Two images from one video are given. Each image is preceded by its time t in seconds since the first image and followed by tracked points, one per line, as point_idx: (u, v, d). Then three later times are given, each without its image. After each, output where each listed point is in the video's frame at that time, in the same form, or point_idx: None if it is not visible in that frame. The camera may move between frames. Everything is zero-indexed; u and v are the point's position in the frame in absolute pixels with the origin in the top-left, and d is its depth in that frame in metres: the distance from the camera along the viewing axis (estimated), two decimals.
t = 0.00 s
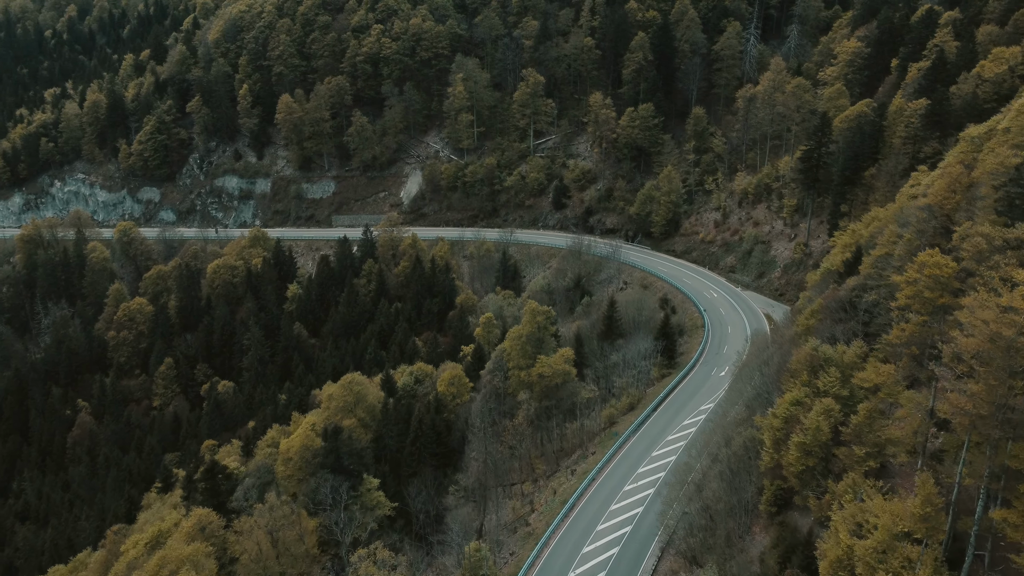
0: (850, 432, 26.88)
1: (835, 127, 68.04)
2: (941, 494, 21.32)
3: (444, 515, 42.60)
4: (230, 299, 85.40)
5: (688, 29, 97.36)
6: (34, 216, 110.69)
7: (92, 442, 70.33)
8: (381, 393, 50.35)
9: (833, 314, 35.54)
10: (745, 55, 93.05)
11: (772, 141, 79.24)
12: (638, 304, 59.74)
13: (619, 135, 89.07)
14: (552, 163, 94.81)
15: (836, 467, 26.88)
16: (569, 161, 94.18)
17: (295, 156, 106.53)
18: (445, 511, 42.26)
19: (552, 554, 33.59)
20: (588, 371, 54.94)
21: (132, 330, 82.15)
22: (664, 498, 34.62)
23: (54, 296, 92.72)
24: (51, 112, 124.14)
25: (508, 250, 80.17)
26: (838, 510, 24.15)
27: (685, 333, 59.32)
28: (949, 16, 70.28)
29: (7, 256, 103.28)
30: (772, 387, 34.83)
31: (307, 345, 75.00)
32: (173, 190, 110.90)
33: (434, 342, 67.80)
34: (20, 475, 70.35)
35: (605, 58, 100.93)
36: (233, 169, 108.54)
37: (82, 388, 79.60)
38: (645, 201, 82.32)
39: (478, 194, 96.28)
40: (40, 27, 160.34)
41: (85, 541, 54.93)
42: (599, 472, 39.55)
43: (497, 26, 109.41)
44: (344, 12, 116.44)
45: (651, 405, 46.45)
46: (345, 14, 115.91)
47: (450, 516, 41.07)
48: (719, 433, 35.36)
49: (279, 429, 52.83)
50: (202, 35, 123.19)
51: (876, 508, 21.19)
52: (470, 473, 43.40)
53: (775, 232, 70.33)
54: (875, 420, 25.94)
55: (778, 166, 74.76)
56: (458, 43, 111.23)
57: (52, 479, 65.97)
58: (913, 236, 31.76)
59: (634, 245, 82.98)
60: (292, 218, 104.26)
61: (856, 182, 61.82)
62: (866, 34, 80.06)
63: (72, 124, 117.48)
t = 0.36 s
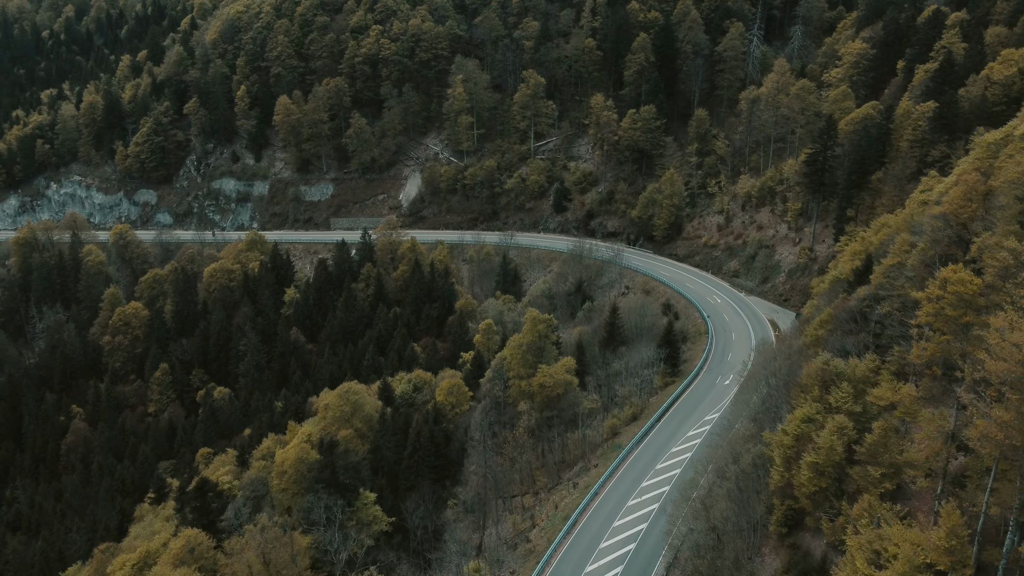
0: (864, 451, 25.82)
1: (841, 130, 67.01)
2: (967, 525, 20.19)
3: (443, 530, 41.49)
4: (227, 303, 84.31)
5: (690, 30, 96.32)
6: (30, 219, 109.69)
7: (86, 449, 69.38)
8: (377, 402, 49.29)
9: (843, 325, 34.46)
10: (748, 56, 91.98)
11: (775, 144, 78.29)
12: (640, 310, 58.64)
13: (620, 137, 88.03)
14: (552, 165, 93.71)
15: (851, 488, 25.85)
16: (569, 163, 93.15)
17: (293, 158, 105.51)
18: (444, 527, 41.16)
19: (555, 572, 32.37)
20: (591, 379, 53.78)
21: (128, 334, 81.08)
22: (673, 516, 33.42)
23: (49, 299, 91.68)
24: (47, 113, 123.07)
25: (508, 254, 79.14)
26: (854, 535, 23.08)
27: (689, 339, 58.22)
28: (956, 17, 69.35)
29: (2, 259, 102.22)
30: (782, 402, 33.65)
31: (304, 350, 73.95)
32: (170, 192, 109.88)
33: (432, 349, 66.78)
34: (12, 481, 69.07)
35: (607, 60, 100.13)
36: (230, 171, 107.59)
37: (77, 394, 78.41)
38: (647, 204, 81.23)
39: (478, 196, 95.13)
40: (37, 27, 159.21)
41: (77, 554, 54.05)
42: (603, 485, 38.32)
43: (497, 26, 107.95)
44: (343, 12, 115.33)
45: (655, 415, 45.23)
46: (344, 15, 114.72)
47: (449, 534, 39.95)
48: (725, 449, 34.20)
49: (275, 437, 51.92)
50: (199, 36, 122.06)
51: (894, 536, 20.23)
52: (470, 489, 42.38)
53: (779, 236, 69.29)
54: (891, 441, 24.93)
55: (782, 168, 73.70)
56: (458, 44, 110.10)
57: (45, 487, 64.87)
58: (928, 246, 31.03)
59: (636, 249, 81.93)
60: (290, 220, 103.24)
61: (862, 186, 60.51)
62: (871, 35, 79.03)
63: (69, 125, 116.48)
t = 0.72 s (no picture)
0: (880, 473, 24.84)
1: (847, 135, 65.65)
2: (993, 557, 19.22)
3: (442, 547, 40.38)
4: (224, 308, 83.26)
5: (692, 31, 95.35)
6: (26, 222, 108.63)
7: (80, 456, 67.66)
8: (376, 412, 48.28)
9: (854, 337, 33.43)
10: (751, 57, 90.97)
11: (778, 147, 77.34)
12: (643, 316, 57.57)
13: (621, 140, 86.97)
14: (553, 167, 92.63)
15: (865, 511, 24.90)
16: (570, 166, 92.11)
17: (291, 160, 104.59)
18: (443, 544, 40.18)
19: None
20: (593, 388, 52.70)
21: (122, 340, 79.94)
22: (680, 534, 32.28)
23: (44, 303, 90.53)
24: (43, 115, 121.98)
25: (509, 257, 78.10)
26: (871, 563, 22.09)
27: (692, 346, 57.20)
28: (963, 18, 68.39)
29: None
30: (791, 417, 32.58)
31: (301, 356, 72.87)
32: (167, 195, 108.81)
33: (431, 355, 65.80)
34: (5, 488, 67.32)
35: (608, 61, 99.31)
36: (228, 173, 106.52)
37: (71, 400, 76.71)
38: (649, 207, 80.17)
39: (477, 199, 94.14)
40: (34, 28, 158.09)
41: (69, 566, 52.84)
42: (606, 500, 37.14)
43: (497, 27, 106.73)
44: (341, 13, 114.18)
45: (659, 425, 44.10)
46: (342, 16, 113.57)
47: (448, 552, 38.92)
48: (733, 465, 33.12)
49: (271, 446, 51.14)
50: (197, 37, 120.93)
51: (918, 566, 19.23)
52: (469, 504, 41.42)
53: (783, 241, 68.25)
54: (908, 463, 24.00)
55: (786, 171, 72.64)
56: (458, 45, 108.98)
57: (37, 496, 63.66)
58: (942, 256, 30.48)
59: (637, 253, 80.91)
60: (287, 223, 102.22)
61: (869, 191, 59.30)
62: (876, 37, 78.08)
63: (65, 127, 115.45)
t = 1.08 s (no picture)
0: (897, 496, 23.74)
1: (852, 136, 64.66)
2: None
3: (441, 564, 39.48)
4: (220, 312, 82.17)
5: (694, 32, 94.28)
6: (21, 225, 107.63)
7: (74, 464, 66.50)
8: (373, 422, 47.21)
9: (865, 349, 32.33)
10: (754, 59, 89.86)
11: (782, 149, 76.32)
12: (646, 323, 56.47)
13: (623, 142, 85.93)
14: (554, 170, 91.58)
15: (881, 535, 23.76)
16: (571, 168, 91.08)
17: (289, 162, 103.65)
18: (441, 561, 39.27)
19: None
20: (594, 397, 51.55)
21: (118, 345, 78.88)
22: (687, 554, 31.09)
23: (39, 308, 89.48)
24: (39, 116, 120.89)
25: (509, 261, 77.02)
26: None
27: (696, 353, 56.11)
28: (970, 19, 67.50)
29: None
30: (802, 433, 31.50)
31: (298, 362, 71.83)
32: (163, 197, 107.80)
33: (430, 362, 64.73)
34: None
35: (609, 62, 98.35)
36: (225, 175, 105.47)
37: (65, 406, 75.71)
38: (651, 210, 79.14)
39: (477, 202, 93.13)
40: (31, 29, 156.99)
41: None
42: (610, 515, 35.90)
43: (497, 28, 105.58)
44: (340, 13, 113.06)
45: (663, 437, 42.90)
46: (340, 16, 112.37)
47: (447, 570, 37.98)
48: (741, 482, 32.04)
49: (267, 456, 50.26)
50: (194, 38, 119.87)
51: None
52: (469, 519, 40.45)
53: (787, 245, 67.23)
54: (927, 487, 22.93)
55: (790, 174, 71.52)
56: (457, 46, 107.78)
57: (29, 505, 62.60)
58: (959, 266, 29.42)
59: (639, 257, 79.87)
60: (286, 226, 101.15)
61: (875, 195, 58.42)
62: (881, 38, 77.08)
63: (61, 129, 114.46)
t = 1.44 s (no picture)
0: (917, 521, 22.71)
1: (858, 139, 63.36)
2: None
3: None
4: (216, 317, 81.09)
5: (697, 32, 93.25)
6: (16, 228, 106.51)
7: (67, 471, 65.27)
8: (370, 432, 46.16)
9: (878, 362, 31.25)
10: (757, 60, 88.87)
11: (786, 152, 75.29)
12: (648, 329, 55.39)
13: (625, 144, 84.87)
14: (555, 172, 90.58)
15: (900, 562, 22.73)
16: (572, 171, 90.08)
17: (287, 164, 102.66)
18: None
19: None
20: (596, 406, 50.40)
21: (112, 350, 77.75)
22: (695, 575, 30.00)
23: (33, 312, 88.34)
24: (34, 118, 119.79)
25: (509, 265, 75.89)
26: None
27: (699, 360, 55.03)
28: (977, 21, 66.60)
29: None
30: (813, 449, 30.45)
31: (295, 367, 70.74)
32: (160, 200, 106.72)
33: (429, 369, 63.66)
34: None
35: (610, 63, 97.35)
36: (222, 178, 104.32)
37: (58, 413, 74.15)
38: (653, 214, 78.08)
39: (477, 205, 92.03)
40: (28, 30, 155.95)
41: None
42: (614, 532, 34.73)
43: (497, 29, 104.41)
44: (338, 14, 112.05)
45: (668, 448, 41.71)
46: (339, 17, 111.39)
47: None
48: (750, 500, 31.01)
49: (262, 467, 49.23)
50: (191, 39, 118.83)
51: None
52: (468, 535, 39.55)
53: (792, 250, 66.17)
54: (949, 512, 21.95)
55: (795, 177, 70.41)
56: (457, 47, 106.66)
57: (22, 513, 61.45)
58: (976, 279, 28.43)
59: (641, 261, 78.79)
60: (283, 229, 100.03)
61: (883, 200, 57.06)
62: (887, 39, 76.12)
63: (56, 130, 113.36)
